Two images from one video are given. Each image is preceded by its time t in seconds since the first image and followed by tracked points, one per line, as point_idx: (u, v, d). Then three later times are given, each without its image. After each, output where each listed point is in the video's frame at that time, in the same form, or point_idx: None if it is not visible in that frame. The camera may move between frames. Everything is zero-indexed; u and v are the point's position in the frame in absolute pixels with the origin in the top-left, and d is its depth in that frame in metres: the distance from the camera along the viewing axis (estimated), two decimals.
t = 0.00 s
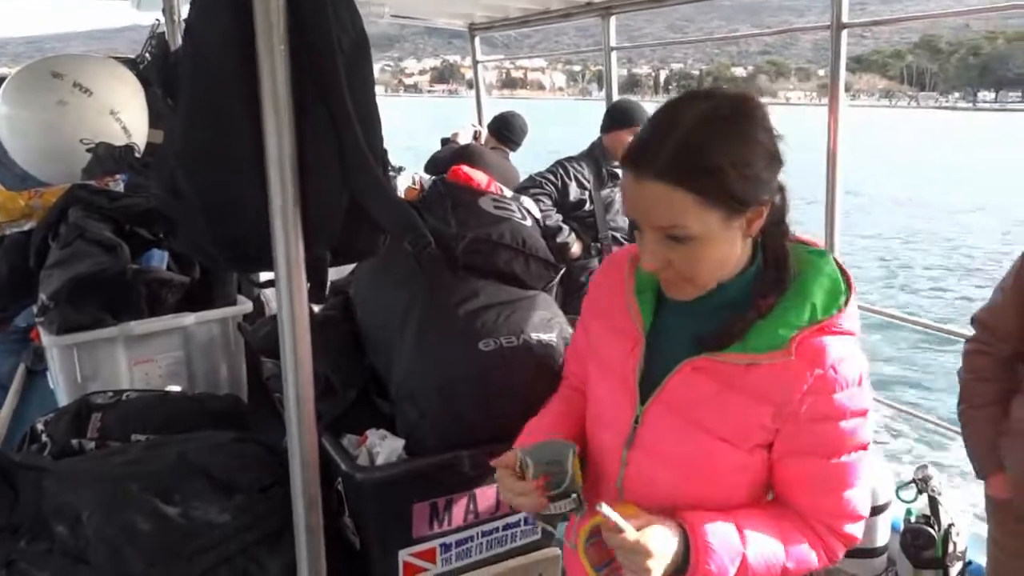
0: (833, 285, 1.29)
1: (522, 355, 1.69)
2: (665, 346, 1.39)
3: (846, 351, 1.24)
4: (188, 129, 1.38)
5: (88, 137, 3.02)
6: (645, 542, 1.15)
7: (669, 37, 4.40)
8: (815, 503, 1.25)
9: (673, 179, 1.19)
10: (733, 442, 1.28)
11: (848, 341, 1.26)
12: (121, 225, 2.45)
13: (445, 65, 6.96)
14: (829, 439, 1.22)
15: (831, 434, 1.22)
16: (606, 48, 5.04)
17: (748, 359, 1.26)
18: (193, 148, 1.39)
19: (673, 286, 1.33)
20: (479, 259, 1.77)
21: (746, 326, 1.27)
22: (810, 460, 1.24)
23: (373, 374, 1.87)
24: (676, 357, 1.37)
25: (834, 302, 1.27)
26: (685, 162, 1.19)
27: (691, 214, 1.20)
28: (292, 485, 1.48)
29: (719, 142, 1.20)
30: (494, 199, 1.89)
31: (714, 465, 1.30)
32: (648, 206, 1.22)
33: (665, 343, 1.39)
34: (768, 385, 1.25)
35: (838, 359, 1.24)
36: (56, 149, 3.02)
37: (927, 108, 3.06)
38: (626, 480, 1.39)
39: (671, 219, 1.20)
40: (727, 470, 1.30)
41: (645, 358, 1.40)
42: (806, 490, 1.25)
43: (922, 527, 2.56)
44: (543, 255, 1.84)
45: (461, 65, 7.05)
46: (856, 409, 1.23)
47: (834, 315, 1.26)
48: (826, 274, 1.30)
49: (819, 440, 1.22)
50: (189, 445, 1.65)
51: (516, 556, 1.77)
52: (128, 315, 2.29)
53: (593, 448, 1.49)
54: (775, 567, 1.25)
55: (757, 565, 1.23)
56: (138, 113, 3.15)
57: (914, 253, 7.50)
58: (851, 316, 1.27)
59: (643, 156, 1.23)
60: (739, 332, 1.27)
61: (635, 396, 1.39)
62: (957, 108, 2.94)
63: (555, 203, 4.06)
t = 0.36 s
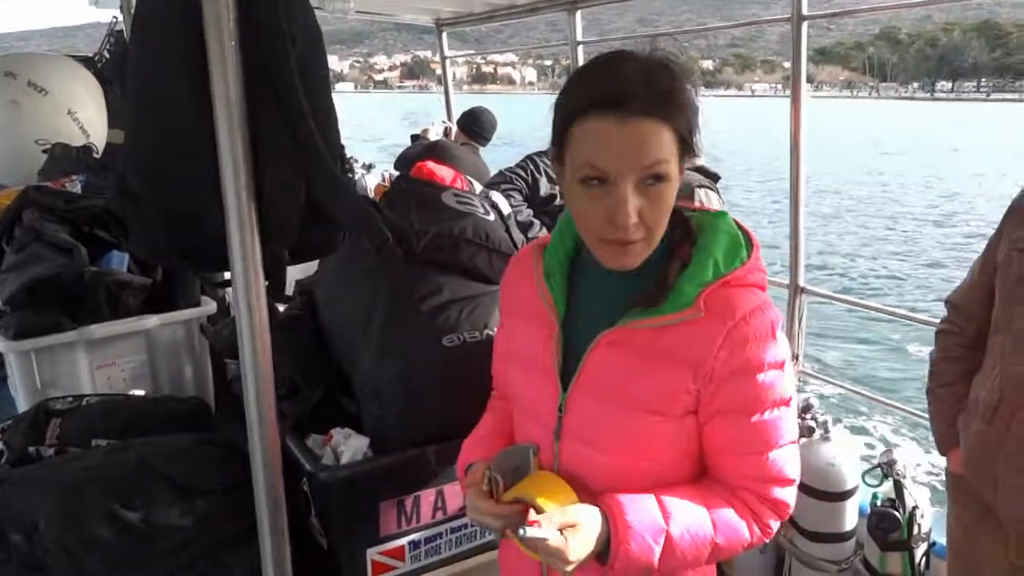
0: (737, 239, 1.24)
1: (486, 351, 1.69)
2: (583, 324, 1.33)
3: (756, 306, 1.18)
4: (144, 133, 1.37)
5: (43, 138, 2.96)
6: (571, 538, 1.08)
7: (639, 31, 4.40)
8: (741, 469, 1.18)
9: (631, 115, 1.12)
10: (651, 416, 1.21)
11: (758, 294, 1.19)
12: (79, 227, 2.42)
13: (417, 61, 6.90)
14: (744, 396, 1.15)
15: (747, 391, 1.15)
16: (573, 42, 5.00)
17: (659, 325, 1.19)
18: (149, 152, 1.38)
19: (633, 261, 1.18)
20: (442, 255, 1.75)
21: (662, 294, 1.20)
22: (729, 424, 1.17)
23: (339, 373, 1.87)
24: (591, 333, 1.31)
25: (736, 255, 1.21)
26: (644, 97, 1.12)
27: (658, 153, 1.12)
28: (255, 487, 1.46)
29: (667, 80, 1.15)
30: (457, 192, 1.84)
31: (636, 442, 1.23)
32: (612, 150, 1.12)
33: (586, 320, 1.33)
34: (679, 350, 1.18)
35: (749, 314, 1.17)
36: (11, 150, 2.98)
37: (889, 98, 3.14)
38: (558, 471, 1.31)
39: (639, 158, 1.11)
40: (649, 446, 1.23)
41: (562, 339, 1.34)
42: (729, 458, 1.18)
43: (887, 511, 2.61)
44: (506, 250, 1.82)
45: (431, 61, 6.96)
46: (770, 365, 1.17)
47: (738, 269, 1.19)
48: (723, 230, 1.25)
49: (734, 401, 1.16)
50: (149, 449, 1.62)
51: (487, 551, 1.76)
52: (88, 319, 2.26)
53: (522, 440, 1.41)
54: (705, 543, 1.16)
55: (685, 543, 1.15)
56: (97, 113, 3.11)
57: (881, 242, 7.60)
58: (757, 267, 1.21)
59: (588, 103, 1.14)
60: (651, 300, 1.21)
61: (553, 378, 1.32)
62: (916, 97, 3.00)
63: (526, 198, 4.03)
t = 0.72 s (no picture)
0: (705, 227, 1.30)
1: (446, 349, 1.68)
2: (572, 321, 1.30)
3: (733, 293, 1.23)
4: (89, 142, 1.35)
5: None
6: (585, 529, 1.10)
7: (609, 26, 4.35)
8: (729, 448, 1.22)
9: (651, 99, 1.22)
10: (645, 406, 1.23)
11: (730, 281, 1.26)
12: (32, 232, 2.43)
13: (387, 58, 6.82)
14: (731, 378, 1.21)
15: (734, 373, 1.21)
16: (540, 37, 4.96)
17: (654, 316, 1.21)
18: (96, 162, 1.35)
19: (649, 238, 1.25)
20: (403, 253, 1.72)
21: (653, 285, 1.22)
22: (718, 406, 1.22)
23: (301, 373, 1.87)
24: (582, 329, 1.28)
25: (711, 244, 1.26)
26: (660, 86, 1.23)
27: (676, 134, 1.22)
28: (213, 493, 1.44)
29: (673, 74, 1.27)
30: (417, 189, 1.80)
31: (629, 431, 1.24)
32: (638, 127, 1.20)
33: (575, 316, 1.30)
34: (671, 339, 1.21)
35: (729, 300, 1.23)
36: None
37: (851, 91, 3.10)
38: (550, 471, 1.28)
39: (663, 135, 1.20)
40: (642, 436, 1.24)
41: (552, 337, 1.30)
42: (718, 439, 1.22)
43: (852, 499, 2.64)
44: (467, 247, 1.78)
45: (401, 57, 6.86)
46: (750, 350, 1.23)
47: (715, 260, 1.24)
48: (688, 219, 1.29)
49: (721, 383, 1.21)
50: (105, 458, 1.59)
51: (453, 550, 1.75)
52: (43, 324, 2.23)
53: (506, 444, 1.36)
54: (706, 522, 1.19)
55: (689, 522, 1.18)
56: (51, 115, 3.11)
57: (851, 232, 7.68)
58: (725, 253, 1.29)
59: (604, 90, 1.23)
60: (642, 292, 1.23)
61: (546, 378, 1.28)
62: (877, 89, 3.00)
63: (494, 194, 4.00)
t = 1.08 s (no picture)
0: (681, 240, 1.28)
1: (398, 352, 1.65)
2: (545, 327, 1.28)
3: (702, 305, 1.23)
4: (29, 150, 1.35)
5: None
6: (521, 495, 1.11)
7: (570, 25, 4.19)
8: (685, 460, 1.20)
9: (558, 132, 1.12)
10: (611, 415, 1.21)
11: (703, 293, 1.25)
12: None
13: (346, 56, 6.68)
14: (697, 390, 1.20)
15: (700, 386, 1.20)
16: (496, 38, 4.92)
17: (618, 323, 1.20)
18: (40, 171, 1.36)
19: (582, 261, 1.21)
20: (350, 257, 1.69)
21: (626, 299, 1.21)
22: (679, 415, 1.20)
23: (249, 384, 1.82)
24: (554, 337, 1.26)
25: (685, 256, 1.25)
26: (599, 110, 1.13)
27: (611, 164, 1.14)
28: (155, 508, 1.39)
29: (620, 93, 1.17)
30: (366, 192, 1.75)
31: (590, 436, 1.22)
32: (545, 167, 1.12)
33: (548, 321, 1.28)
34: (638, 346, 1.20)
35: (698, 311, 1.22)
36: None
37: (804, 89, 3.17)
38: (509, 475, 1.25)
39: (596, 167, 1.12)
40: (605, 444, 1.22)
41: (522, 343, 1.28)
42: (676, 450, 1.20)
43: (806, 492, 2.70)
44: (417, 249, 1.74)
45: (361, 57, 6.70)
46: (716, 363, 1.22)
47: (689, 273, 1.23)
48: (666, 229, 1.28)
49: (684, 392, 1.20)
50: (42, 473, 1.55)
51: (409, 557, 1.73)
52: None
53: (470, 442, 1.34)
54: (648, 527, 1.16)
55: (629, 527, 1.15)
56: None
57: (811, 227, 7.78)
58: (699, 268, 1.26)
59: (542, 109, 1.13)
60: (612, 303, 1.21)
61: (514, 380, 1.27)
62: (827, 88, 3.09)
63: (451, 195, 4.00)
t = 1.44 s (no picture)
0: (561, 309, 1.12)
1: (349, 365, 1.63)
2: (397, 386, 1.19)
3: (576, 377, 1.09)
4: None
5: None
6: None
7: (521, 36, 4.14)
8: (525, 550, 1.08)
9: (313, 229, 0.99)
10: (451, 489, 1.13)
11: (583, 367, 1.11)
12: None
13: (299, 64, 6.60)
14: (544, 476, 1.06)
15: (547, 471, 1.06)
16: (450, 48, 4.91)
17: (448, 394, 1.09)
18: None
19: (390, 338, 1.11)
20: (298, 268, 1.66)
21: (464, 373, 1.09)
22: (523, 500, 1.07)
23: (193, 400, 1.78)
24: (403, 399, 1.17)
25: (559, 323, 1.11)
26: (365, 195, 0.97)
27: (386, 254, 1.00)
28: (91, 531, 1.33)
29: (400, 165, 0.98)
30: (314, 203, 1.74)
31: (434, 505, 1.14)
32: (309, 264, 1.02)
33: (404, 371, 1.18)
34: (485, 418, 1.09)
35: (565, 387, 1.08)
36: None
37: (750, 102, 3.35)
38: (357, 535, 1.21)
39: (358, 266, 0.98)
40: (445, 514, 1.14)
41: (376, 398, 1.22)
42: (516, 539, 1.08)
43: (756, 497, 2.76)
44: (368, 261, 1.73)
45: (314, 65, 6.45)
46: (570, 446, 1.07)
47: (555, 339, 1.09)
48: (552, 291, 1.13)
49: (532, 475, 1.06)
50: None
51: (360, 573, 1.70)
52: None
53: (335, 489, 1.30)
54: None
55: None
56: None
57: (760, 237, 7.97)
58: (578, 341, 1.11)
59: (303, 191, 1.01)
60: (449, 375, 1.10)
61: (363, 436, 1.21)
62: (770, 101, 3.19)
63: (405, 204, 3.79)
